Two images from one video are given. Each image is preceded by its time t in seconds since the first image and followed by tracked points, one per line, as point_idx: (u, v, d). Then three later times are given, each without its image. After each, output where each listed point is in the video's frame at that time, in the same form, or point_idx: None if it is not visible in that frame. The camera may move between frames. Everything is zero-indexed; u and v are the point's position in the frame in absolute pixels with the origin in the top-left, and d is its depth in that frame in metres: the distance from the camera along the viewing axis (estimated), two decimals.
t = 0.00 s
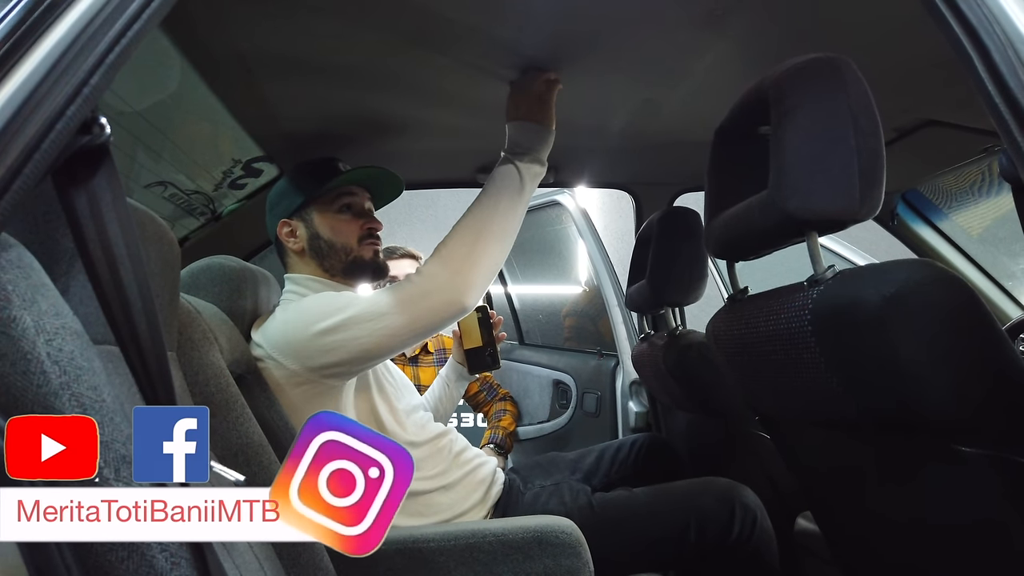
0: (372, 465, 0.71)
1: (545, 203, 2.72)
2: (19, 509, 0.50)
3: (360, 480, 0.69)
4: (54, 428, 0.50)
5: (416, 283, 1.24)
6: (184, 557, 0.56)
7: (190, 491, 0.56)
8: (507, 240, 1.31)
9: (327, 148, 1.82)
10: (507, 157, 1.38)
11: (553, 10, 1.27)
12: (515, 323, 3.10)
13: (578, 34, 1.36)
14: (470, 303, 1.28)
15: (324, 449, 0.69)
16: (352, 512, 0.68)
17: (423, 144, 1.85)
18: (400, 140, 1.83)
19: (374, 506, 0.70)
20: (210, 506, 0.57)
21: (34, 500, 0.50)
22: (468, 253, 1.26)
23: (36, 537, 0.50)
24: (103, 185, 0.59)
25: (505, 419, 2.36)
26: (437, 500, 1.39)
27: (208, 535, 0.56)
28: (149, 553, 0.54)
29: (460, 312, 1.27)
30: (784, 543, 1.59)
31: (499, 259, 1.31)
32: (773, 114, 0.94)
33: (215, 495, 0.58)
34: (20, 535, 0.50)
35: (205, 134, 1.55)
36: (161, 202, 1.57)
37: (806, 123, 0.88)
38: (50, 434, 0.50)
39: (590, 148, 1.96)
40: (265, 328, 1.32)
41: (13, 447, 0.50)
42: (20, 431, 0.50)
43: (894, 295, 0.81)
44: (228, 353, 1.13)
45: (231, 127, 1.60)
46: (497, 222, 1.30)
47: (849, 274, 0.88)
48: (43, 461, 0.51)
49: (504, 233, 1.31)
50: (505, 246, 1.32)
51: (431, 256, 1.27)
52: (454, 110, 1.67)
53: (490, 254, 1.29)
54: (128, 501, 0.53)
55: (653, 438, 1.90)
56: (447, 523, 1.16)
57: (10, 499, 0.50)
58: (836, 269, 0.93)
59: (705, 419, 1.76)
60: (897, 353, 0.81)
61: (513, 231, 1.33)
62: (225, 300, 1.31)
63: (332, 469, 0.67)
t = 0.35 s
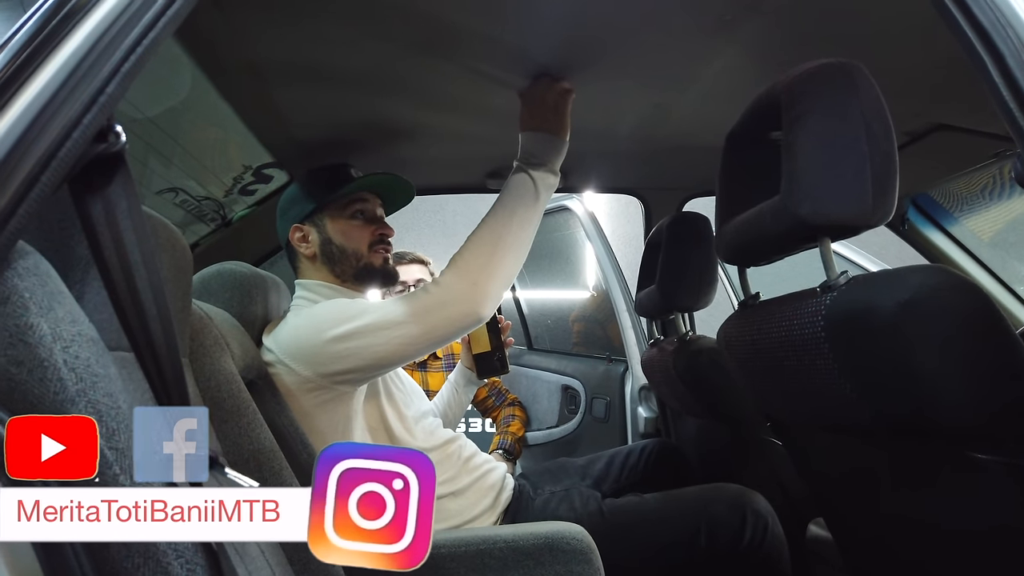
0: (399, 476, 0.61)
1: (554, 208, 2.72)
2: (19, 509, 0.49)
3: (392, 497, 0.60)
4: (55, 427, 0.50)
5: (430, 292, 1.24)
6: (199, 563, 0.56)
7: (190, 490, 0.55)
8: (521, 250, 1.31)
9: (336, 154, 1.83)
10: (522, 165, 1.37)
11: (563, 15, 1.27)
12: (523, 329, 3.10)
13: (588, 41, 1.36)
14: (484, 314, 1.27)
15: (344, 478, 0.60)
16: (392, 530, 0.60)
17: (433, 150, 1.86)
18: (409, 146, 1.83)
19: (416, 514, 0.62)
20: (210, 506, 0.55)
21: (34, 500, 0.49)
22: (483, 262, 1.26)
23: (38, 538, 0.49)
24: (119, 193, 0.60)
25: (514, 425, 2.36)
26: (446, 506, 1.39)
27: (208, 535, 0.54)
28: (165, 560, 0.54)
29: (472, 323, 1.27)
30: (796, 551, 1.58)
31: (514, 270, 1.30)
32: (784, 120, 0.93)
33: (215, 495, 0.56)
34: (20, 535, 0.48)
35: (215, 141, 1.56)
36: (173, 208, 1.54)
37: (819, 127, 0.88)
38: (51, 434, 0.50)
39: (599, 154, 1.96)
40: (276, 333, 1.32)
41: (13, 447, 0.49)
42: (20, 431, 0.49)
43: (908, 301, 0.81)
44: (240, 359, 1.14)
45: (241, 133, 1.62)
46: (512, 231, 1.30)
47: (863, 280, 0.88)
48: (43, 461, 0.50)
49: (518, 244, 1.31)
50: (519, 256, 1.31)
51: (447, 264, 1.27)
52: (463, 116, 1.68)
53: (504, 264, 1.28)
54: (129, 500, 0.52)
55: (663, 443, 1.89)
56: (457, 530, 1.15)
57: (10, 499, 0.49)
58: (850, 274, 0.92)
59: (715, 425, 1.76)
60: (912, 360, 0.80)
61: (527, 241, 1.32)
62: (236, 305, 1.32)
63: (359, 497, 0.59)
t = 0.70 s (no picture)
0: (400, 478, 0.56)
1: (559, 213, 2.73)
2: (19, 509, 0.49)
3: (394, 499, 0.56)
4: (54, 427, 0.50)
5: (442, 299, 1.24)
6: (214, 567, 0.56)
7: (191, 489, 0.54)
8: (530, 257, 1.32)
9: (344, 160, 1.84)
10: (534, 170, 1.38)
11: (570, 23, 1.28)
12: (529, 334, 3.10)
13: (595, 47, 1.37)
14: (494, 321, 1.28)
15: (345, 481, 0.56)
16: (396, 533, 0.55)
17: (440, 156, 1.87)
18: (416, 152, 1.85)
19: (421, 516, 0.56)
20: (210, 506, 0.54)
21: (34, 500, 0.49)
22: (495, 268, 1.27)
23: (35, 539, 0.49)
24: (134, 200, 0.60)
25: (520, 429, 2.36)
26: (453, 512, 1.40)
27: (210, 535, 0.54)
28: (180, 564, 0.54)
29: (482, 330, 1.27)
30: (803, 557, 1.57)
31: (524, 277, 1.31)
32: (793, 126, 0.94)
33: (215, 495, 0.55)
34: (19, 535, 0.48)
35: (223, 147, 1.57)
36: (181, 214, 1.57)
37: (828, 133, 0.88)
38: (50, 434, 0.50)
39: (605, 159, 1.96)
40: (287, 340, 1.33)
41: (13, 447, 0.49)
42: (20, 431, 0.49)
43: (917, 307, 0.81)
44: (250, 365, 1.14)
45: (248, 139, 1.63)
46: (523, 237, 1.31)
47: (873, 285, 0.88)
48: (43, 461, 0.50)
49: (529, 251, 1.32)
50: (528, 263, 1.32)
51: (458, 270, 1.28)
52: (471, 122, 1.69)
53: (514, 270, 1.29)
54: (128, 501, 0.52)
55: (670, 448, 1.88)
56: (465, 535, 1.16)
57: (10, 499, 0.49)
58: (859, 280, 0.93)
59: (722, 430, 1.75)
60: (921, 366, 0.80)
61: (536, 247, 1.33)
62: (245, 311, 1.33)
63: (360, 499, 0.56)
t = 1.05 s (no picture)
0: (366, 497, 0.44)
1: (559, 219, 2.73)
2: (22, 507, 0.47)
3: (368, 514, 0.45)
4: (48, 434, 0.50)
5: (439, 337, 1.23)
6: None
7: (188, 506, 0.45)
8: (529, 291, 1.29)
9: (344, 167, 1.85)
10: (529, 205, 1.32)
11: (569, 30, 1.29)
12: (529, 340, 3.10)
13: (594, 55, 1.37)
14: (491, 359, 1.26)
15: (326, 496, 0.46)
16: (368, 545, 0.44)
17: (440, 163, 1.87)
18: (416, 159, 1.85)
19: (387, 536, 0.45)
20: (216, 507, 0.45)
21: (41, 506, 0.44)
22: (491, 312, 1.24)
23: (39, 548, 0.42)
24: (132, 210, 0.60)
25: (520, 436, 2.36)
26: (451, 519, 1.40)
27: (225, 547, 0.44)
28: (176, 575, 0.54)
29: (479, 368, 1.27)
30: (802, 565, 1.57)
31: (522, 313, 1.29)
32: (790, 134, 0.94)
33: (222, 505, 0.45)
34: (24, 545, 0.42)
35: (224, 155, 1.58)
36: (181, 222, 1.60)
37: (826, 141, 0.88)
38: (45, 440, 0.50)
39: (605, 166, 1.96)
40: (287, 347, 1.34)
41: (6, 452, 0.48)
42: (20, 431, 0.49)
43: (914, 315, 0.81)
44: (250, 373, 1.14)
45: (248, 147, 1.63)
46: (521, 277, 1.27)
47: (870, 293, 0.88)
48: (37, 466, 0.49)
49: (526, 288, 1.29)
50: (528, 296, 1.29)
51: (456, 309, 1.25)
52: (470, 129, 1.69)
53: (511, 313, 1.26)
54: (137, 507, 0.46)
55: (670, 455, 1.88)
56: (464, 542, 1.16)
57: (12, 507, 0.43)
58: (856, 287, 0.93)
59: (722, 436, 1.75)
60: (919, 374, 0.80)
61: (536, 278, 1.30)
62: (245, 318, 1.33)
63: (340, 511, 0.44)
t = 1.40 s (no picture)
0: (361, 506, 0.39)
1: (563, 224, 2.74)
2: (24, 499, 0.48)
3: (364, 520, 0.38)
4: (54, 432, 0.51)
5: (427, 416, 1.21)
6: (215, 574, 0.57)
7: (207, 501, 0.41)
8: (519, 382, 1.26)
9: (349, 172, 1.86)
10: (525, 289, 1.32)
11: (571, 35, 1.29)
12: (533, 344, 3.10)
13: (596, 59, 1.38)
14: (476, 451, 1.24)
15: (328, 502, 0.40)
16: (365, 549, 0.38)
17: (444, 167, 1.88)
18: (420, 163, 1.86)
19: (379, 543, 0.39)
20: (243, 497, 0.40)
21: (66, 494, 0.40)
22: (483, 398, 1.21)
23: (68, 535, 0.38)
24: (138, 212, 0.61)
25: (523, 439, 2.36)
26: (454, 521, 1.41)
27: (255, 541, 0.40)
28: (181, 572, 0.55)
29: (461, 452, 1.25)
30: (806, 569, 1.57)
31: (511, 404, 1.27)
32: (790, 137, 0.94)
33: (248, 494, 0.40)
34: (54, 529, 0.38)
35: (229, 159, 1.59)
36: (187, 226, 1.62)
37: (826, 143, 0.89)
38: (52, 437, 0.51)
39: (607, 171, 1.97)
40: (296, 353, 1.36)
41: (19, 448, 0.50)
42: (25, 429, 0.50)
43: (914, 317, 0.82)
44: (254, 374, 1.15)
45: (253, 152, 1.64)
46: (514, 364, 1.26)
47: (871, 295, 0.89)
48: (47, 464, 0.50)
49: (519, 377, 1.27)
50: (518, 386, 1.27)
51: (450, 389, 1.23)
52: (474, 133, 1.70)
53: (502, 402, 1.24)
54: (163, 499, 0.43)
55: (673, 459, 1.88)
56: (467, 544, 1.16)
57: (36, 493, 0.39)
58: (856, 289, 0.93)
59: (725, 439, 1.75)
60: (919, 374, 0.81)
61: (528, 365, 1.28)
62: (250, 321, 1.35)
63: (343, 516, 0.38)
